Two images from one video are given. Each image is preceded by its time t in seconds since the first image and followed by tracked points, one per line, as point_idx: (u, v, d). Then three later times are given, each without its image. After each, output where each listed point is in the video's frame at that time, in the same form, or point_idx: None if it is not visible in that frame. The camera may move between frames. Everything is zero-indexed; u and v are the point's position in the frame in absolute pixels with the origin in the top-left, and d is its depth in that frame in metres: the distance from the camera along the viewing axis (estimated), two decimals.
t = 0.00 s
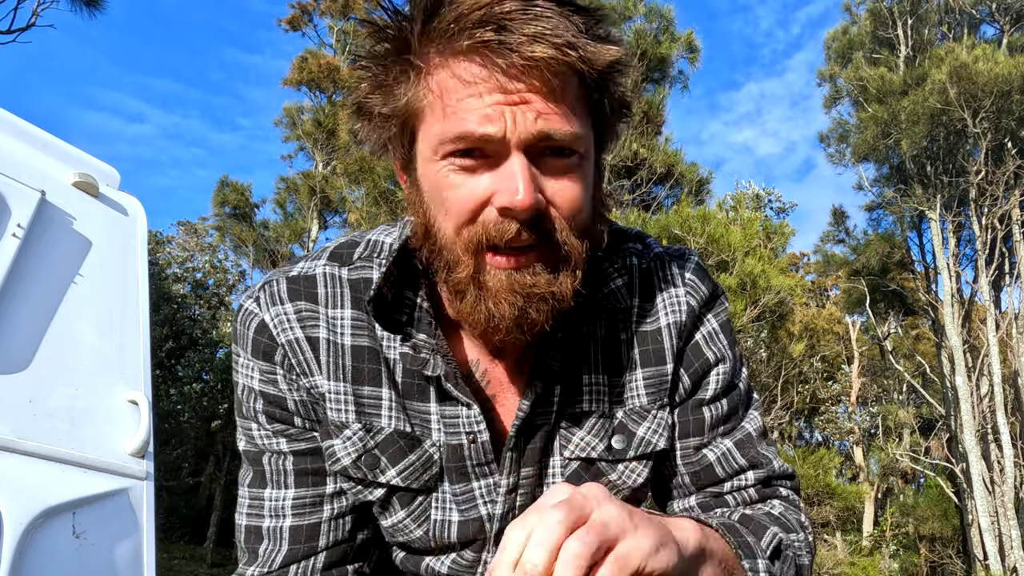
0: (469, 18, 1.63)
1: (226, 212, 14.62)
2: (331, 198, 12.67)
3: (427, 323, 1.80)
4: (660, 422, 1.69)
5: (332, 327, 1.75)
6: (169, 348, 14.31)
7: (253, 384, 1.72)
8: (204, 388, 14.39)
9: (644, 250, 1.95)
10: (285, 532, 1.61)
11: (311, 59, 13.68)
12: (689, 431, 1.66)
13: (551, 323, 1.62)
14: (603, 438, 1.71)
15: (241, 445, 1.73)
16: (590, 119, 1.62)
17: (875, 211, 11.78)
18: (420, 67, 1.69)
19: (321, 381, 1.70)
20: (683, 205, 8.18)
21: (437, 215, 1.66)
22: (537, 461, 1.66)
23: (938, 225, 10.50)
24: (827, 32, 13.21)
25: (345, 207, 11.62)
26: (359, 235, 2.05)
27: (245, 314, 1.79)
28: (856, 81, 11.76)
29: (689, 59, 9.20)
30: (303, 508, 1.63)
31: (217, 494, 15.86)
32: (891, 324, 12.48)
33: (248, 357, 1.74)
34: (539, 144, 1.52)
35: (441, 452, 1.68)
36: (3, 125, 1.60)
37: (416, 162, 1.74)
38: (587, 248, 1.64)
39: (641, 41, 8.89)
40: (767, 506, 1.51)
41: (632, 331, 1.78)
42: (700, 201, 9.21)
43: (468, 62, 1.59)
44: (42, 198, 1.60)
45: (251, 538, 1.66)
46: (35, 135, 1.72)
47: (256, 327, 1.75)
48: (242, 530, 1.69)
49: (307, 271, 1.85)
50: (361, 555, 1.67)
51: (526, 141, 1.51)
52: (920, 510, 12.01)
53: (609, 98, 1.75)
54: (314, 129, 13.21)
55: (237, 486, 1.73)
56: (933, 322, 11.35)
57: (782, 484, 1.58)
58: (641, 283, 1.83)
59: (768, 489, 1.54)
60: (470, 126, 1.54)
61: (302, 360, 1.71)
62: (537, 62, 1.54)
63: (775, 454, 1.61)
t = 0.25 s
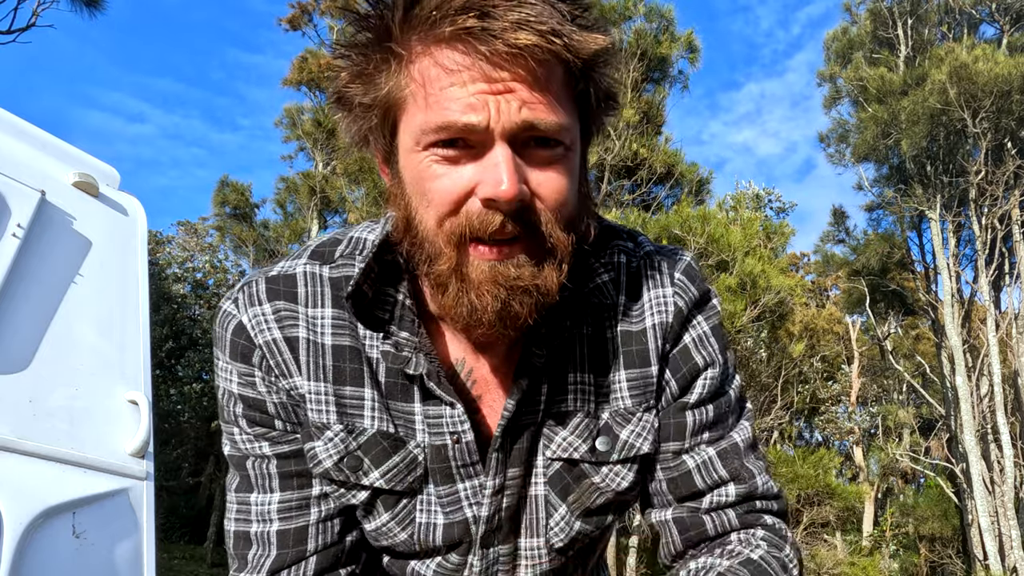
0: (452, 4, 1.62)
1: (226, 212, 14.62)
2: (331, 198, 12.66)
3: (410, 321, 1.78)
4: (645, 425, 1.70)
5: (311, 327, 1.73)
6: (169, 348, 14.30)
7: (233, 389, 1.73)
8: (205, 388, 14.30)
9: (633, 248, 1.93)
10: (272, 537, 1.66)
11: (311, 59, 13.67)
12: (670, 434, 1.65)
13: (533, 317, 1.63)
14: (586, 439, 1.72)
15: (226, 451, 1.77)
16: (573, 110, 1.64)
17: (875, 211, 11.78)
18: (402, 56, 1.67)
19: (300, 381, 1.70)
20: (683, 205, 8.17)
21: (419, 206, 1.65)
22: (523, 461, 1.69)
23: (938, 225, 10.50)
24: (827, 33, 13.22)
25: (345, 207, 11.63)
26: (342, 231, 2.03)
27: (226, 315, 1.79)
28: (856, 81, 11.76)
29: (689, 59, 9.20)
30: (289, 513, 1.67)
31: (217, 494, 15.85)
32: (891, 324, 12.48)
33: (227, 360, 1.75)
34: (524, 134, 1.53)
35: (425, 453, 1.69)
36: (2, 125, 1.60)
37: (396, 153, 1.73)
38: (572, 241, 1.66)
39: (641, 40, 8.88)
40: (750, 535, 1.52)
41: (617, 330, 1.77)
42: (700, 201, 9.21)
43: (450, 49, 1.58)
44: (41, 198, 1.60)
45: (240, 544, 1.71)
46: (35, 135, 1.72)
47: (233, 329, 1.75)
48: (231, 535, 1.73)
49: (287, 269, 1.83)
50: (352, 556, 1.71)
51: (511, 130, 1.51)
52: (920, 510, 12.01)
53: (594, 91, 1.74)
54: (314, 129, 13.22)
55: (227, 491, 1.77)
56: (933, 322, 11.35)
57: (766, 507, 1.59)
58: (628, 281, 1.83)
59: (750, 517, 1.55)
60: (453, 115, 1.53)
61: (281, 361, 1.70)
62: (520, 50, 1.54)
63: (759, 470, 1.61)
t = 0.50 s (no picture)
0: None
1: (226, 213, 14.61)
2: (331, 198, 12.65)
3: (394, 320, 1.77)
4: (625, 436, 1.72)
5: (293, 324, 1.72)
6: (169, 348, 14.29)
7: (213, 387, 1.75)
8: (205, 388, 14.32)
9: (627, 252, 1.93)
10: (261, 536, 1.66)
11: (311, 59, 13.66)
12: (648, 449, 1.69)
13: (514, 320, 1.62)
14: (564, 445, 1.73)
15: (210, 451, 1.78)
16: (562, 107, 1.63)
17: (875, 211, 11.78)
18: (385, 48, 1.65)
19: (281, 380, 1.70)
20: (683, 205, 8.16)
21: (402, 203, 1.65)
22: (507, 467, 1.69)
23: (938, 225, 10.50)
24: (827, 33, 13.22)
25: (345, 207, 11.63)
26: (325, 229, 2.01)
27: (206, 313, 1.79)
28: (856, 81, 11.76)
29: (689, 59, 9.20)
30: (277, 510, 1.67)
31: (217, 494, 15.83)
32: (891, 324, 12.49)
33: (207, 357, 1.76)
34: (510, 132, 1.53)
35: (410, 455, 1.68)
36: (2, 125, 1.60)
37: (380, 148, 1.72)
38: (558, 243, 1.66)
39: (641, 40, 8.87)
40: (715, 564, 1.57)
41: (603, 334, 1.77)
42: (700, 201, 9.20)
43: (434, 43, 1.57)
44: (42, 198, 1.60)
45: (229, 545, 1.71)
46: (36, 136, 1.72)
47: (213, 325, 1.75)
48: (219, 535, 1.73)
49: (270, 266, 1.83)
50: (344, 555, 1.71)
51: (496, 128, 1.51)
52: (920, 510, 12.01)
53: (584, 89, 1.74)
54: (314, 129, 13.22)
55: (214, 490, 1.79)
56: (933, 322, 11.34)
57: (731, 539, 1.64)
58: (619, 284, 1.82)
59: (715, 544, 1.61)
60: (438, 110, 1.53)
61: (261, 359, 1.71)
62: (506, 44, 1.53)
63: (729, 498, 1.67)
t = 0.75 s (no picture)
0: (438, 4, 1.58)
1: (226, 212, 14.62)
2: (331, 198, 12.65)
3: (383, 327, 1.77)
4: (620, 443, 1.73)
5: (280, 330, 1.72)
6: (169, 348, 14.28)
7: (199, 396, 1.75)
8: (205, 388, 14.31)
9: (622, 252, 1.91)
10: (248, 546, 1.66)
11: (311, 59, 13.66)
12: (644, 455, 1.68)
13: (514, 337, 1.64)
14: (558, 453, 1.73)
15: (197, 457, 1.78)
16: (561, 120, 1.62)
17: (875, 211, 11.79)
18: (380, 58, 1.64)
19: (266, 388, 1.69)
20: (683, 205, 8.16)
21: (399, 217, 1.65)
22: (500, 475, 1.70)
23: (937, 225, 10.50)
24: (827, 33, 13.22)
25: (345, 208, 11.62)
26: (312, 232, 2.01)
27: (190, 318, 1.78)
28: (856, 81, 11.76)
29: (689, 59, 9.20)
30: (264, 519, 1.67)
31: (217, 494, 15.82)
32: (891, 324, 12.49)
33: (192, 364, 1.75)
34: (509, 150, 1.52)
35: (400, 464, 1.69)
36: (2, 125, 1.60)
37: (375, 157, 1.71)
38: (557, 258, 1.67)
39: (641, 40, 8.87)
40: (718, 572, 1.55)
41: (597, 339, 1.76)
42: (700, 200, 9.20)
43: (432, 54, 1.55)
44: (41, 198, 1.60)
45: (217, 553, 1.72)
46: (35, 135, 1.72)
47: (198, 332, 1.74)
48: (207, 544, 1.75)
49: (257, 270, 1.82)
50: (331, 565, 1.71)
51: (496, 145, 1.50)
52: (920, 510, 12.00)
53: (585, 97, 1.73)
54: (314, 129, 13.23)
55: (201, 497, 1.79)
56: (933, 322, 11.34)
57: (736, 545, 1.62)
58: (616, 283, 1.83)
59: (718, 551, 1.58)
60: (436, 126, 1.52)
61: (247, 366, 1.70)
62: (507, 58, 1.51)
63: (732, 502, 1.64)
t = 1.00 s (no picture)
0: None
1: (226, 212, 14.62)
2: (331, 198, 12.63)
3: (381, 326, 1.77)
4: (628, 444, 1.72)
5: (275, 331, 1.70)
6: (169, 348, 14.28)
7: (191, 397, 1.74)
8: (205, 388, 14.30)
9: (624, 250, 1.92)
10: (241, 550, 1.66)
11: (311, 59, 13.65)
12: (658, 459, 1.67)
13: (506, 335, 1.64)
14: (565, 455, 1.73)
15: (191, 459, 1.78)
16: (557, 107, 1.62)
17: (875, 210, 11.79)
18: (372, 41, 1.64)
19: (262, 391, 1.68)
20: (683, 205, 8.16)
21: (389, 206, 1.65)
22: (499, 478, 1.68)
23: (938, 225, 10.51)
24: (827, 33, 13.22)
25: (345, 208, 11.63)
26: (308, 228, 2.01)
27: (183, 318, 1.77)
28: (856, 81, 11.77)
29: (689, 59, 9.20)
30: (258, 524, 1.67)
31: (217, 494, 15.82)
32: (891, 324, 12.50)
33: (186, 365, 1.74)
34: (501, 135, 1.52)
35: (399, 466, 1.69)
36: (2, 125, 1.60)
37: (366, 144, 1.71)
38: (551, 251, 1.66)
39: (641, 40, 8.88)
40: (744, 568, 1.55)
41: (601, 339, 1.75)
42: (700, 200, 9.21)
43: (423, 36, 1.55)
44: (42, 198, 1.60)
45: (208, 557, 1.73)
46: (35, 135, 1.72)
47: (191, 332, 1.73)
48: (200, 547, 1.75)
49: (250, 268, 1.80)
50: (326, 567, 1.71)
51: (487, 129, 1.50)
52: (920, 510, 12.00)
53: (582, 85, 1.72)
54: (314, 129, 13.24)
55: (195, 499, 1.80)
56: (933, 322, 11.35)
57: (756, 542, 1.62)
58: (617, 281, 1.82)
59: (741, 548, 1.58)
60: (426, 109, 1.52)
61: (241, 368, 1.69)
62: (499, 40, 1.51)
63: (750, 501, 1.64)
